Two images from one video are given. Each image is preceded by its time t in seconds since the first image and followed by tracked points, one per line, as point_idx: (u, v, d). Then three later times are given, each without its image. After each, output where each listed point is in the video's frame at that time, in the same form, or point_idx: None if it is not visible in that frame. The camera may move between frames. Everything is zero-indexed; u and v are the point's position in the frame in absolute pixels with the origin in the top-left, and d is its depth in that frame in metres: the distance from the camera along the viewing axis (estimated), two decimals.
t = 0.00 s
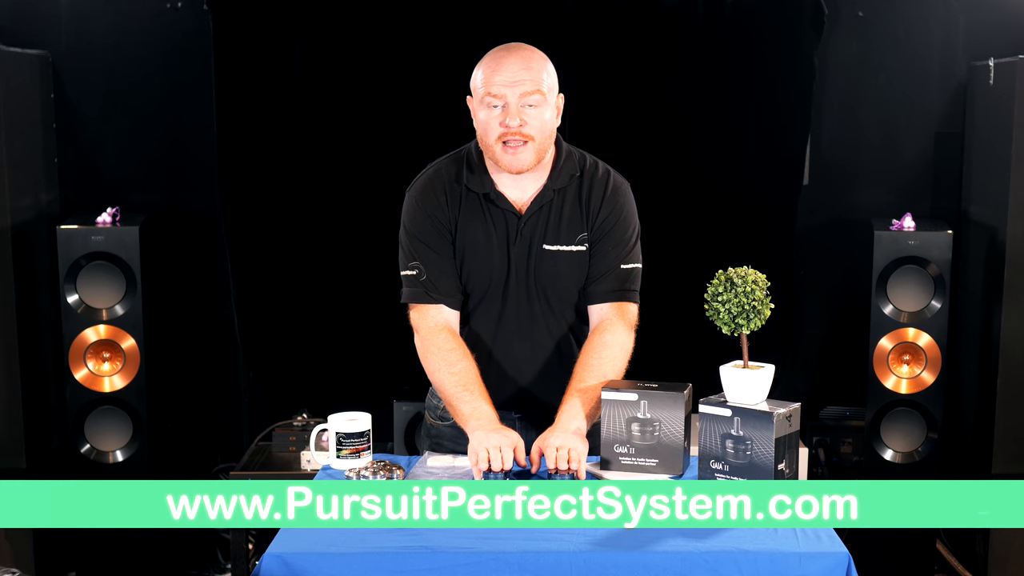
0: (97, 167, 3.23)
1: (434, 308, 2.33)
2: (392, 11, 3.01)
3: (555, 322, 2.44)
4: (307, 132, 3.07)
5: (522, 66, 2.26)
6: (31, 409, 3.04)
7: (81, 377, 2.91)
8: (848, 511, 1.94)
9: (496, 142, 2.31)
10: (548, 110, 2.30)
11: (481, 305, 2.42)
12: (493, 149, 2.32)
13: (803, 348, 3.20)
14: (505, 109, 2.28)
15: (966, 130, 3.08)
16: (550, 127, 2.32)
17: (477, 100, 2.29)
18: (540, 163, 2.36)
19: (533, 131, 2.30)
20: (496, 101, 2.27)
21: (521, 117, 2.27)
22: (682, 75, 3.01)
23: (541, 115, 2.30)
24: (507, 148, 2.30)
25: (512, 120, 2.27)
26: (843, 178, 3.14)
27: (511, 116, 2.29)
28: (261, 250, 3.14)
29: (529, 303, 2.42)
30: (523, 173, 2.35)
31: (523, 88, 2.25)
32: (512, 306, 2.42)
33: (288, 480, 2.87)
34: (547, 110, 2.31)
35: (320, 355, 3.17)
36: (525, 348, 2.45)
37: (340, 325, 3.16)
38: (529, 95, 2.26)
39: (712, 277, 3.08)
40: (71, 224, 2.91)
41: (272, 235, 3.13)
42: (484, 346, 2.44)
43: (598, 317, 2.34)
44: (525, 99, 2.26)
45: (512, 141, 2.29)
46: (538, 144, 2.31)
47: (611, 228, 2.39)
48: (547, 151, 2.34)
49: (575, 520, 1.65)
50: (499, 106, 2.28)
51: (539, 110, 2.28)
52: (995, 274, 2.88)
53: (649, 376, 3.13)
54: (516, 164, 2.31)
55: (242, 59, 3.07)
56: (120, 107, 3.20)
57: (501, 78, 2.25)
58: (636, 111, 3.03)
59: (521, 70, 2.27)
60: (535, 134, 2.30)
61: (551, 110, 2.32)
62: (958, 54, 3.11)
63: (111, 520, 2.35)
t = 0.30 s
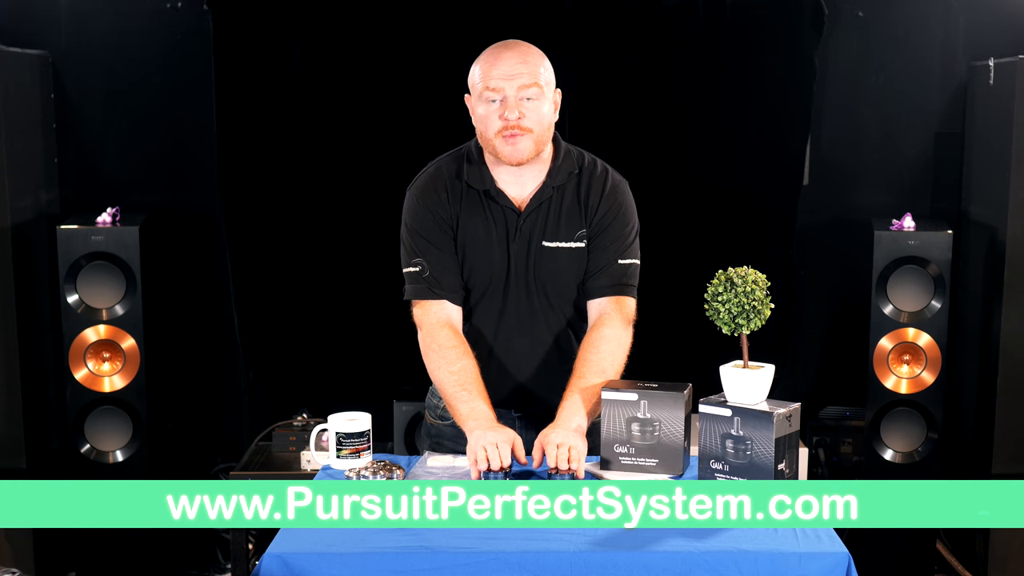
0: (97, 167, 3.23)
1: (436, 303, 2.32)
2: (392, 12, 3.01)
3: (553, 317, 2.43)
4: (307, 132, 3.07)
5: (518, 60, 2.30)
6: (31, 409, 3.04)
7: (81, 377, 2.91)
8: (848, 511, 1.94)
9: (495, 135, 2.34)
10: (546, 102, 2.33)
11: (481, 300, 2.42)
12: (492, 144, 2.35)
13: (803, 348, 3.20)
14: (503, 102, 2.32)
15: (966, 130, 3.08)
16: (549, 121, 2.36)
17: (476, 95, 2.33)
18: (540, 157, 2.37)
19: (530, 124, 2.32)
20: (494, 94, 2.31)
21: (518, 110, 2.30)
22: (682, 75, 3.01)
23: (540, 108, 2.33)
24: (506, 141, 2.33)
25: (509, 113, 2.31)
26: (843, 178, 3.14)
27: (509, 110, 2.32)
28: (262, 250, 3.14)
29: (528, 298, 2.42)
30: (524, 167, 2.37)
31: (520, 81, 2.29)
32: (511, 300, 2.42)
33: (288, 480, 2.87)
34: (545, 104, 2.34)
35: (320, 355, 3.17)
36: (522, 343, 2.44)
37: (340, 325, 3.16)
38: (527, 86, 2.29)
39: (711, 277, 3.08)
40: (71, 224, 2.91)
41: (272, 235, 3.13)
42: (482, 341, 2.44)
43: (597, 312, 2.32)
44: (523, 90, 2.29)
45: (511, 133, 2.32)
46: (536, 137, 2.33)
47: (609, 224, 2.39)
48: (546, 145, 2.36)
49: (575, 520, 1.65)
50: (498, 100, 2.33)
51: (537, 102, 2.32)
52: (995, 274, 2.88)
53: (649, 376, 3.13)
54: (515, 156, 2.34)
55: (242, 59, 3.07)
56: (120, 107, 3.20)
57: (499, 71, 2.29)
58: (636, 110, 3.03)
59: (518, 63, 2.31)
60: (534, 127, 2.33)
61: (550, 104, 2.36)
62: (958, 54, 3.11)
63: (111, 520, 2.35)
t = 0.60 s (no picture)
0: (97, 167, 3.23)
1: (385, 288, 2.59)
2: (393, 12, 3.01)
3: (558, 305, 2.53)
4: (307, 132, 3.07)
5: (512, 43, 2.72)
6: (31, 409, 3.04)
7: (81, 377, 2.91)
8: (848, 511, 1.95)
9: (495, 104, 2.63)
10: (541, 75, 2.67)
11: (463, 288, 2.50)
12: (491, 113, 2.62)
13: (803, 348, 3.21)
14: (499, 74, 2.70)
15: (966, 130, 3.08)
16: (543, 91, 2.65)
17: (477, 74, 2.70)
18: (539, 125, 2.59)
19: (528, 93, 2.63)
20: (491, 67, 2.70)
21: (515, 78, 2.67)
22: (682, 74, 3.01)
23: (534, 79, 2.65)
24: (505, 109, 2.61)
25: (506, 81, 2.67)
26: (843, 178, 3.14)
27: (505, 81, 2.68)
28: (262, 250, 3.14)
29: (532, 277, 2.52)
30: (523, 134, 2.56)
31: (515, 53, 2.70)
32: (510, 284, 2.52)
33: (288, 480, 2.87)
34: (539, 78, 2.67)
35: (320, 355, 3.17)
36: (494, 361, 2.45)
37: (340, 325, 3.15)
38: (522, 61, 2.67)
39: (711, 277, 3.08)
40: (70, 224, 2.91)
41: (272, 235, 3.13)
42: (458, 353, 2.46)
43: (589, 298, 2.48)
44: (518, 64, 2.67)
45: (509, 101, 2.62)
46: (534, 104, 2.61)
47: (609, 206, 2.55)
48: (543, 111, 2.62)
49: (575, 520, 1.65)
50: (495, 74, 2.70)
51: (531, 73, 2.66)
52: (995, 273, 2.88)
53: (649, 376, 3.13)
54: (515, 121, 2.59)
55: (243, 60, 3.07)
56: (120, 107, 3.21)
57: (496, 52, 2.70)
58: (636, 109, 3.03)
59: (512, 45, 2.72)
60: (530, 95, 2.62)
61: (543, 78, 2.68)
62: (958, 54, 3.11)
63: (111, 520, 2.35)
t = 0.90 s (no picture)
0: (97, 167, 3.23)
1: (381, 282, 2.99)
2: (393, 12, 3.01)
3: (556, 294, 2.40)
4: (307, 132, 3.07)
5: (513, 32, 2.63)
6: (31, 409, 3.03)
7: (81, 377, 2.91)
8: (848, 511, 1.94)
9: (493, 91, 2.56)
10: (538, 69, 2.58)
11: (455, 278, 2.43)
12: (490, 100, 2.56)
13: (803, 348, 3.21)
14: (496, 60, 2.61)
15: (966, 130, 3.08)
16: (540, 84, 2.57)
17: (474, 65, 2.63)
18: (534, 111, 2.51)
19: (523, 79, 2.55)
20: (488, 54, 2.61)
21: (510, 64, 2.58)
22: (682, 74, 3.01)
23: (532, 71, 2.58)
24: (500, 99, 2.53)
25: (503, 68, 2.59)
26: (843, 178, 3.14)
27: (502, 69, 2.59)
28: (262, 250, 3.14)
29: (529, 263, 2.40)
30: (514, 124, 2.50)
31: (512, 40, 2.62)
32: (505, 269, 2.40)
33: (288, 480, 2.87)
34: (538, 70, 2.58)
35: (320, 355, 3.17)
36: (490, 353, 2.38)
37: (340, 325, 3.15)
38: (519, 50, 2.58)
39: (712, 277, 3.08)
40: (70, 224, 2.91)
41: (272, 235, 3.13)
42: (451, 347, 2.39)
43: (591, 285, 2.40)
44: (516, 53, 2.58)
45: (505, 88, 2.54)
46: (528, 90, 2.53)
47: (608, 195, 2.47)
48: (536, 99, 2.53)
49: (575, 520, 1.65)
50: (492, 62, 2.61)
51: (529, 64, 2.58)
52: (995, 273, 2.88)
53: (648, 376, 3.13)
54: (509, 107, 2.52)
55: (243, 60, 3.07)
56: (120, 107, 3.21)
57: (495, 38, 2.62)
58: (635, 109, 3.03)
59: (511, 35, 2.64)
60: (526, 83, 2.55)
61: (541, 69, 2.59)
62: (958, 54, 3.11)
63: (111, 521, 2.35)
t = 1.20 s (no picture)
0: (97, 167, 3.23)
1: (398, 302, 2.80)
2: (393, 12, 3.01)
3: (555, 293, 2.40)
4: (307, 132, 3.07)
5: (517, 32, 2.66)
6: (31, 409, 3.03)
7: (81, 377, 2.91)
8: (848, 511, 1.93)
9: (495, 86, 2.58)
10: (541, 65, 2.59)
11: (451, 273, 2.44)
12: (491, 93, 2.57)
13: (803, 348, 3.21)
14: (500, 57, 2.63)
15: (966, 131, 3.08)
16: (544, 80, 2.57)
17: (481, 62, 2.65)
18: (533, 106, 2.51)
19: (527, 74, 2.57)
20: (493, 51, 2.64)
21: (515, 62, 2.60)
22: (682, 74, 3.02)
23: (536, 68, 2.59)
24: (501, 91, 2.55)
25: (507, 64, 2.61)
26: (843, 178, 3.14)
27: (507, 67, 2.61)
28: (262, 250, 3.14)
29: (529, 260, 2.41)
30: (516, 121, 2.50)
31: (518, 40, 2.64)
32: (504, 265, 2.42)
33: (288, 480, 2.87)
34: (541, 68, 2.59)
35: (320, 355, 3.17)
36: (487, 342, 2.39)
37: (339, 325, 3.15)
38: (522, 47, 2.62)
39: (712, 276, 3.08)
40: (71, 224, 2.91)
41: (272, 235, 3.13)
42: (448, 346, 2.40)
43: (587, 281, 2.40)
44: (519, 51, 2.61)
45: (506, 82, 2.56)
46: (530, 84, 2.54)
47: (609, 195, 2.46)
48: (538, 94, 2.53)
49: (575, 520, 1.64)
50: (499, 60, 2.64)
51: (532, 61, 2.60)
52: (995, 274, 2.88)
53: (649, 376, 3.13)
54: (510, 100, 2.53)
55: (243, 60, 3.07)
56: (120, 106, 3.21)
57: (501, 37, 2.64)
58: (636, 109, 3.03)
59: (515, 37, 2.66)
60: (529, 78, 2.56)
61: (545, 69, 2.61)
62: (958, 54, 3.11)
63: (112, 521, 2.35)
